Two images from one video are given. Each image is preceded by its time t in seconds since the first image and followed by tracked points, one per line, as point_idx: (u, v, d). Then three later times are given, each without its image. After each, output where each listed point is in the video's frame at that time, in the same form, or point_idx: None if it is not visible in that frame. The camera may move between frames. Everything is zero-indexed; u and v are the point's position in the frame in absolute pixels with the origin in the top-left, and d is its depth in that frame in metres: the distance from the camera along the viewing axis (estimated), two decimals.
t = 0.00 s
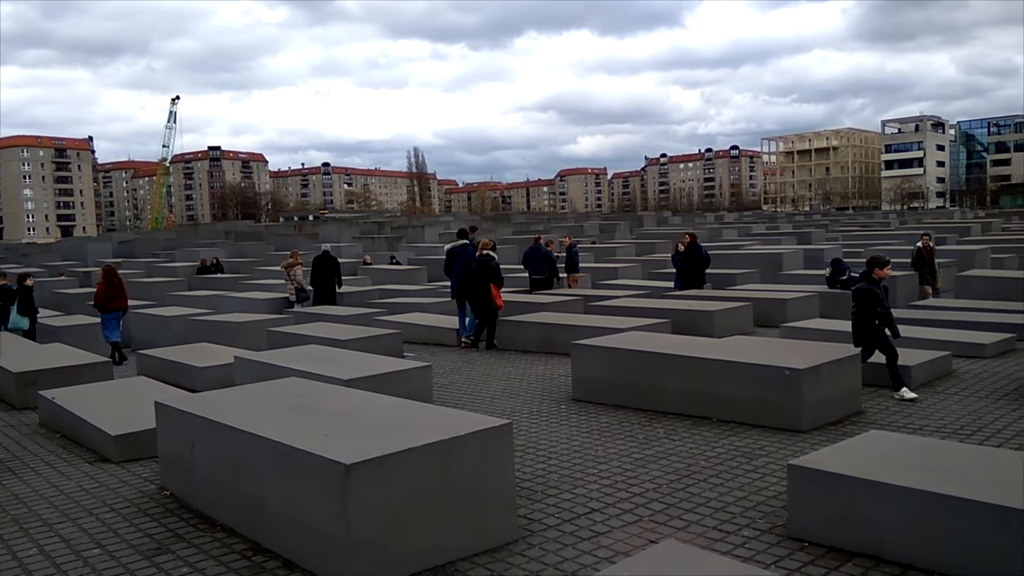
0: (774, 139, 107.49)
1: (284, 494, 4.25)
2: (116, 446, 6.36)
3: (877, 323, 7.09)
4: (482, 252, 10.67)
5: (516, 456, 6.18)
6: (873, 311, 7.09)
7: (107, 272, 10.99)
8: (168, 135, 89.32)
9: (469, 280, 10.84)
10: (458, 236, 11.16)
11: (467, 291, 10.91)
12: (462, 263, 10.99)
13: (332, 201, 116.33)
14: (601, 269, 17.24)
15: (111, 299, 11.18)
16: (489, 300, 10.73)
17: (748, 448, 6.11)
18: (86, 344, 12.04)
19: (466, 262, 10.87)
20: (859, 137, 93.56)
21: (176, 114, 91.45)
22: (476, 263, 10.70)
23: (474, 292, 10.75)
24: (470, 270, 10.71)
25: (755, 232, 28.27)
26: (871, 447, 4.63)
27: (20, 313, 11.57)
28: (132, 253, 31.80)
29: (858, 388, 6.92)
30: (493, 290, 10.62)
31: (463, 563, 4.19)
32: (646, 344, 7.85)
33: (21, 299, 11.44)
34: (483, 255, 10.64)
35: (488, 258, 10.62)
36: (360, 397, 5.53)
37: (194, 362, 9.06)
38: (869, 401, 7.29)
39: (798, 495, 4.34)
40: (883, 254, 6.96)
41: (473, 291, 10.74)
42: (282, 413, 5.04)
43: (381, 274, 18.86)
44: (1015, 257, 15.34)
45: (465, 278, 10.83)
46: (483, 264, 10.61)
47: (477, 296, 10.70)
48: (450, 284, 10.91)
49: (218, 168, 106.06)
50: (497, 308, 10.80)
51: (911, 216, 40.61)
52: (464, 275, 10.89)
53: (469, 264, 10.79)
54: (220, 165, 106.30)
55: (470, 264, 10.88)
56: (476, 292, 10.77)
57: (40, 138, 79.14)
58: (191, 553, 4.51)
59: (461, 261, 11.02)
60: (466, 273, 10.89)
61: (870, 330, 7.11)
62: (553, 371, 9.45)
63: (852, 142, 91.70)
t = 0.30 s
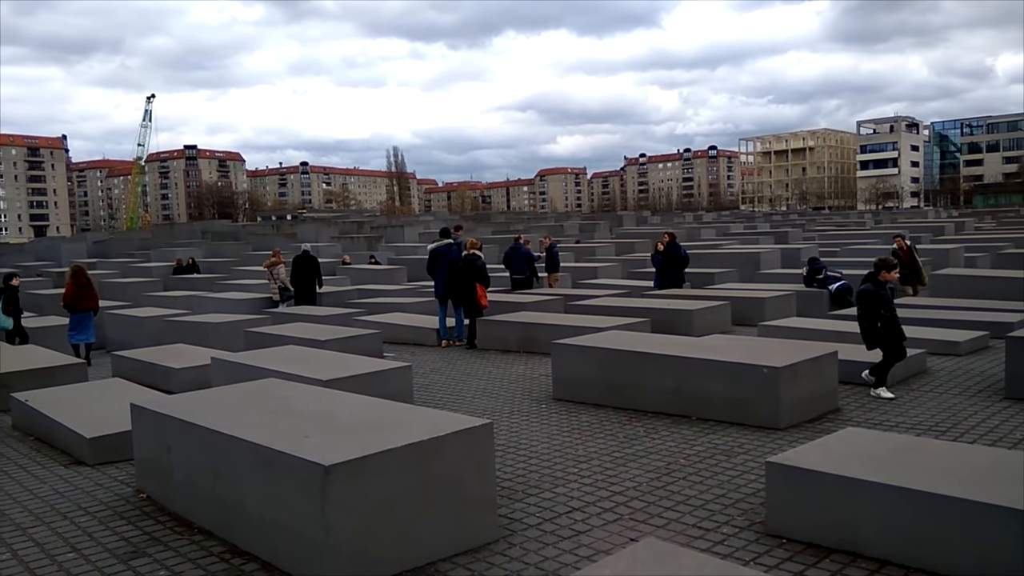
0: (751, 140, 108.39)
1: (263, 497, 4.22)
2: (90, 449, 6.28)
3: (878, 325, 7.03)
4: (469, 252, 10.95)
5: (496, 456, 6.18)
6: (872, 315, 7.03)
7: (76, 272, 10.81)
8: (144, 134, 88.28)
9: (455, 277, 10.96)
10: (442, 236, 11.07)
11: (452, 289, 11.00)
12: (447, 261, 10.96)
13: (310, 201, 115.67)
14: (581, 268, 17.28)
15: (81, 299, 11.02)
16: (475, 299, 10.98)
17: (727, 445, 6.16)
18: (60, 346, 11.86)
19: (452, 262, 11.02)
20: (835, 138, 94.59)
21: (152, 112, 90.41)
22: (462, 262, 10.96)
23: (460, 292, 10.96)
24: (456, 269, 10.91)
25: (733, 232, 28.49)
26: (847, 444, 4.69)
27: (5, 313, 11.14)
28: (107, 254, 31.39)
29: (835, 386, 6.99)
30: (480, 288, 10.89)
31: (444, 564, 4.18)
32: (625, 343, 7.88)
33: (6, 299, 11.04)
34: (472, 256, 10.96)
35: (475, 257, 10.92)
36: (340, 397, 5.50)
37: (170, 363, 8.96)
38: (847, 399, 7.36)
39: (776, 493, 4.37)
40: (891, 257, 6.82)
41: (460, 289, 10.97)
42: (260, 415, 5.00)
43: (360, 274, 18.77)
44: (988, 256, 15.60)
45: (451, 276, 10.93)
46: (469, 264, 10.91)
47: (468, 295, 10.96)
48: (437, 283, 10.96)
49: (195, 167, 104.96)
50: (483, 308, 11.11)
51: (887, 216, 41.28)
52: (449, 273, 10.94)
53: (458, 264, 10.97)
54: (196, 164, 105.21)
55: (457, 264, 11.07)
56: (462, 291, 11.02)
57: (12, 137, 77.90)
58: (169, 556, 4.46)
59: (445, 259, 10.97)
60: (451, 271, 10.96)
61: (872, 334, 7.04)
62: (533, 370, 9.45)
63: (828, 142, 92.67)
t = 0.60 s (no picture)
0: (731, 139, 109.13)
1: (243, 499, 4.19)
2: (68, 452, 6.20)
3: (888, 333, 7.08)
4: (457, 251, 11.32)
5: (479, 455, 6.18)
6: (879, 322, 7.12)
7: (48, 272, 10.72)
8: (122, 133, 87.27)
9: (443, 276, 11.03)
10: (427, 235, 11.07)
11: (441, 288, 11.04)
12: (433, 261, 10.98)
13: (291, 200, 115.06)
14: (564, 267, 17.31)
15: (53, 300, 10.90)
16: (466, 296, 11.45)
17: (709, 443, 6.19)
18: (36, 347, 11.71)
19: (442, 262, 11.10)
20: (814, 138, 95.44)
21: (129, 110, 89.39)
22: (451, 261, 11.29)
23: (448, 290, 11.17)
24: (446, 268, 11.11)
25: (714, 231, 28.67)
26: (826, 441, 4.73)
27: None
28: (84, 254, 31.03)
29: (815, 384, 7.05)
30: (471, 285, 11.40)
31: (427, 564, 4.17)
32: (607, 342, 7.90)
33: None
34: (459, 253, 11.33)
35: (463, 256, 11.34)
36: (321, 398, 5.47)
37: (149, 364, 8.87)
38: (826, 397, 7.43)
39: (758, 490, 4.40)
40: (902, 269, 6.73)
41: (451, 287, 11.39)
42: (240, 417, 4.96)
43: (341, 274, 18.70)
44: (964, 254, 15.82)
45: (438, 275, 10.97)
46: (459, 262, 11.32)
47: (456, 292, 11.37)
48: (425, 283, 10.94)
49: (174, 166, 103.97)
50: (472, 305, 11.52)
51: (866, 215, 41.78)
52: (436, 272, 10.97)
53: (445, 263, 11.05)
54: (175, 163, 104.23)
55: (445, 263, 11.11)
56: (451, 288, 11.45)
57: None
58: (148, 559, 4.42)
59: (432, 258, 10.98)
60: (438, 270, 11.00)
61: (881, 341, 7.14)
62: (516, 370, 9.46)
63: (808, 142, 93.45)
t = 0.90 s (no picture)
0: (713, 139, 109.73)
1: (225, 500, 4.16)
2: (46, 454, 6.12)
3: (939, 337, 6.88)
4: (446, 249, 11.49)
5: (463, 456, 6.17)
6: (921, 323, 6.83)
7: (21, 272, 10.60)
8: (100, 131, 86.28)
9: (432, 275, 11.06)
10: (413, 234, 11.05)
11: (427, 287, 11.04)
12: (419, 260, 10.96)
13: (273, 200, 114.41)
14: (547, 266, 17.33)
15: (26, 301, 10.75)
16: (458, 293, 11.72)
17: (691, 442, 6.22)
18: (12, 349, 11.55)
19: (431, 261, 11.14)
20: (795, 138, 96.15)
21: (107, 109, 88.39)
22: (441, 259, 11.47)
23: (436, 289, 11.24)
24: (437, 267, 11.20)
25: (695, 230, 28.84)
26: (808, 439, 4.77)
27: None
28: (61, 254, 30.66)
29: (795, 382, 7.10)
30: (462, 282, 11.69)
31: (411, 565, 4.17)
32: (591, 341, 7.91)
33: None
34: (448, 251, 11.50)
35: (452, 253, 11.49)
36: (302, 398, 5.43)
37: (128, 365, 8.78)
38: (807, 395, 7.49)
39: (740, 487, 4.43)
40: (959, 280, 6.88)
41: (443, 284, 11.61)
42: (221, 417, 4.93)
43: (323, 273, 18.62)
44: (943, 253, 16.00)
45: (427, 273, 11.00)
46: (448, 260, 11.55)
47: (448, 289, 11.64)
48: (410, 282, 10.95)
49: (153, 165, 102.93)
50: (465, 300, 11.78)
51: (846, 215, 42.07)
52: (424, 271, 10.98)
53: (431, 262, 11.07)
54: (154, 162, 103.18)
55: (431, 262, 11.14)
56: (442, 286, 11.66)
57: None
58: (129, 562, 4.37)
59: (418, 258, 10.96)
60: (426, 269, 11.02)
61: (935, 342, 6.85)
62: (500, 369, 9.45)
63: (788, 142, 94.14)
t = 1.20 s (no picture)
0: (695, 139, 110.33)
1: (205, 502, 4.13)
2: (23, 456, 6.04)
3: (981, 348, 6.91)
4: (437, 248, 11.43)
5: (446, 455, 6.16)
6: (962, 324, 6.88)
7: None
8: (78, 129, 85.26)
9: (418, 275, 11.03)
10: (398, 232, 11.00)
11: (412, 287, 11.01)
12: (405, 259, 10.95)
13: (254, 198, 113.67)
14: (531, 265, 17.33)
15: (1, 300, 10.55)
16: (446, 292, 11.62)
17: (673, 440, 6.24)
18: None
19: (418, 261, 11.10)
20: (776, 138, 96.85)
21: (85, 107, 87.36)
22: (431, 258, 11.43)
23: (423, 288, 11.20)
24: (425, 266, 11.17)
25: (678, 230, 28.99)
26: (789, 436, 4.80)
27: None
28: (39, 253, 30.30)
29: (777, 379, 7.14)
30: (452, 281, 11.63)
31: (395, 565, 4.15)
32: (574, 340, 7.91)
33: None
34: (437, 250, 11.44)
35: (442, 253, 11.47)
36: (285, 398, 5.40)
37: (108, 366, 8.68)
38: (789, 393, 7.54)
39: (723, 485, 4.45)
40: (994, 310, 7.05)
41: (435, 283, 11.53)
42: (203, 418, 4.88)
43: (305, 273, 18.52)
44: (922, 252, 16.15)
45: (413, 274, 10.98)
46: (438, 259, 11.49)
47: (437, 288, 11.54)
48: (395, 282, 10.91)
49: (132, 163, 101.88)
50: (454, 298, 11.70)
51: (825, 214, 42.49)
52: (410, 271, 10.96)
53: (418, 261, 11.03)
54: (134, 160, 102.12)
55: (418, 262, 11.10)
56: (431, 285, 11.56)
57: None
58: (108, 565, 4.32)
59: (404, 258, 10.93)
60: (411, 269, 10.99)
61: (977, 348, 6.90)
62: (483, 369, 9.44)
63: (770, 142, 94.81)
